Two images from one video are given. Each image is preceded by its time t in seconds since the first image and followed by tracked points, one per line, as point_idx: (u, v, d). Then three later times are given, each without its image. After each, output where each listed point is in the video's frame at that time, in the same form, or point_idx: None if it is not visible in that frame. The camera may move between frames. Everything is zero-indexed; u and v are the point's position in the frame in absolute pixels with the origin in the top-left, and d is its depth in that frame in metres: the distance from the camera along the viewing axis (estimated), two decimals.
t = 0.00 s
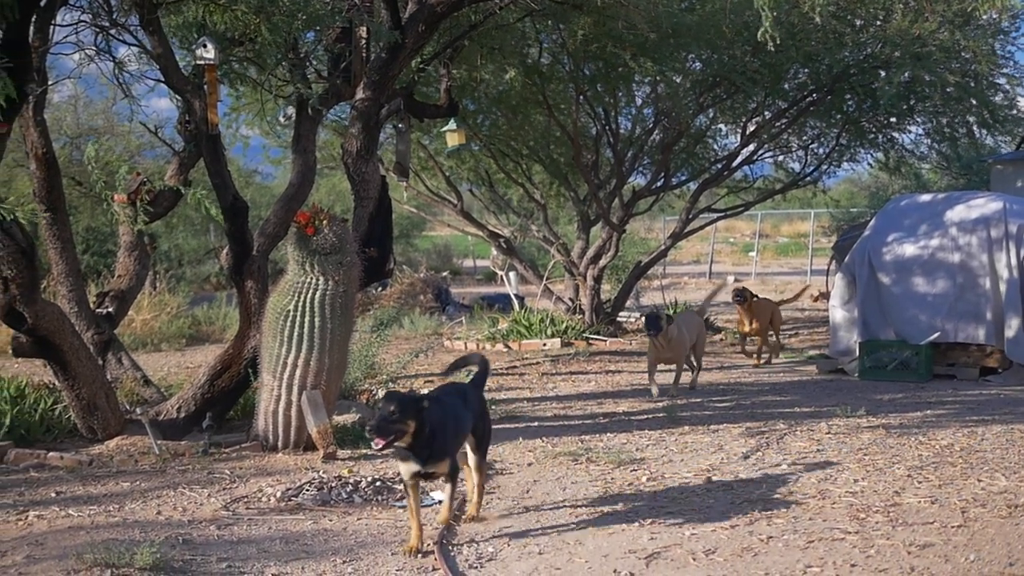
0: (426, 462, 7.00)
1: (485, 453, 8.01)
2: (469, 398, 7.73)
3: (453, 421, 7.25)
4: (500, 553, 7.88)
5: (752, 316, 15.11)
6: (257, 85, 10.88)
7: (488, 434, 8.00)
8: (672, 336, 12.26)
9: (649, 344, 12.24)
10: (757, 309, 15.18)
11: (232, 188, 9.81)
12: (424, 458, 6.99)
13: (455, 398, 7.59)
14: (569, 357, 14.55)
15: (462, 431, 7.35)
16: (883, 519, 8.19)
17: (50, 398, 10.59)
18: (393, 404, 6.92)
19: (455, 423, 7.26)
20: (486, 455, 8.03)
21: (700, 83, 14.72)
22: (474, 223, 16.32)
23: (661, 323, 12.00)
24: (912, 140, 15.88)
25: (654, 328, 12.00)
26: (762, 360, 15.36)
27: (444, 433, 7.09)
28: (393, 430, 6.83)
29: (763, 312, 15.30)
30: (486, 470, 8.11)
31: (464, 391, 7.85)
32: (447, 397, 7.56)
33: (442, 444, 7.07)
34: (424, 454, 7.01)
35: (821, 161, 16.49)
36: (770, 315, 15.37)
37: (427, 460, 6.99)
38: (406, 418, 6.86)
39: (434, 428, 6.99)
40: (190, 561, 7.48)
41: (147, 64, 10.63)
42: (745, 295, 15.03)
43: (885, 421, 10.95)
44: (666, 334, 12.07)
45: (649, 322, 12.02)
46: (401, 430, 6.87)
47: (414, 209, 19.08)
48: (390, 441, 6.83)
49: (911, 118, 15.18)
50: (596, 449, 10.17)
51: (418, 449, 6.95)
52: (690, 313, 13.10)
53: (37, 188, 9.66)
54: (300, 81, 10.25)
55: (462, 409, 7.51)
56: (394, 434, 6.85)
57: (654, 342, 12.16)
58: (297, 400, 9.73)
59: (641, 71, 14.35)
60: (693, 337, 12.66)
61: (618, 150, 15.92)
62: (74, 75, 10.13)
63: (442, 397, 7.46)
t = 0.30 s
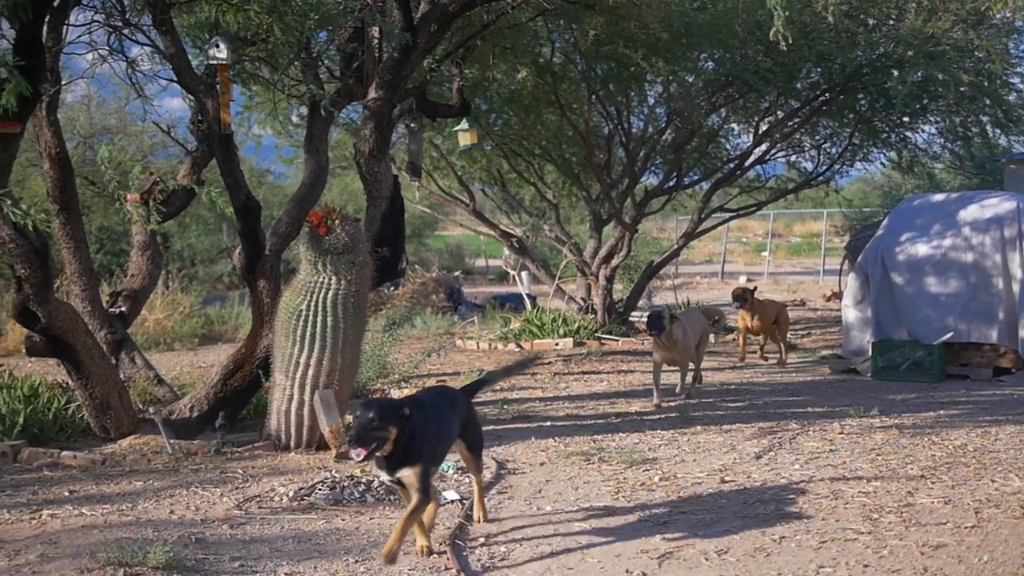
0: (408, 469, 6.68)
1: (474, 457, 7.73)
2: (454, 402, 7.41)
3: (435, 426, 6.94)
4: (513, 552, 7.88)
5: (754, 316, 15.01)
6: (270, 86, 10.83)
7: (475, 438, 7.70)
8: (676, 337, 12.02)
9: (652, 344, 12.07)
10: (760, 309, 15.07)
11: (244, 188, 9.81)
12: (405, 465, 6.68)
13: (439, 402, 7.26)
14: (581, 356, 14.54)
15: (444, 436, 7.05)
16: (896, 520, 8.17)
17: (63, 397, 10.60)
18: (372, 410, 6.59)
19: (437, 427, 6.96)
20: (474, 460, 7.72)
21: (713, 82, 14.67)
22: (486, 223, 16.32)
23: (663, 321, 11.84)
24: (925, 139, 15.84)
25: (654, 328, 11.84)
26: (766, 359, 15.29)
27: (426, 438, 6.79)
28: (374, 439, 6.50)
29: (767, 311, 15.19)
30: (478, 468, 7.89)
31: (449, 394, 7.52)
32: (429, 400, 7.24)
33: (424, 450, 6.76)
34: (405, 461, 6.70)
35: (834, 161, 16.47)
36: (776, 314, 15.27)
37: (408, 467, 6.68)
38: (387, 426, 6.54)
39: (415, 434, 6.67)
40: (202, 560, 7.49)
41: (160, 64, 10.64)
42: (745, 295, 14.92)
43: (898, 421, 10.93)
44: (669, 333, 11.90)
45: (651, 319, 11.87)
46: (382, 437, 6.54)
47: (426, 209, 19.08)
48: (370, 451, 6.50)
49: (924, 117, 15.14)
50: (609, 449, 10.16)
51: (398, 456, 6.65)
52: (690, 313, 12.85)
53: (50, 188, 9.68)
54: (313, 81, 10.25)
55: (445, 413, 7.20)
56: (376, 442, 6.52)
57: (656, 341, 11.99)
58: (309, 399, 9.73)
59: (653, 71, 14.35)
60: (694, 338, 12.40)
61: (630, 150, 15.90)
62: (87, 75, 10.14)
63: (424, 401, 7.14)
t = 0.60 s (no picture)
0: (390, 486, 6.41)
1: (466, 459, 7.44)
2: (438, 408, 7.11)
3: (419, 435, 6.64)
4: (528, 551, 7.90)
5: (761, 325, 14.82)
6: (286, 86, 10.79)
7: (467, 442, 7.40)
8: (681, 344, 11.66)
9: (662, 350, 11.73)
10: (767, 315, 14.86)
11: (260, 188, 9.84)
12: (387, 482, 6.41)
13: (421, 410, 6.94)
14: (596, 355, 14.53)
15: (430, 445, 6.75)
16: (913, 520, 8.15)
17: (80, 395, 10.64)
18: (346, 433, 6.26)
19: (421, 436, 6.66)
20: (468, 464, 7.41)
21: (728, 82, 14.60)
22: (501, 223, 16.32)
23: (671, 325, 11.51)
24: (941, 138, 15.79)
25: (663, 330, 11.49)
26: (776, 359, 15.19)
27: (409, 449, 6.50)
28: (352, 463, 6.19)
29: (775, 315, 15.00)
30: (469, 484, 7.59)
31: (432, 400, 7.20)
32: (409, 408, 6.92)
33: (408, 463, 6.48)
34: (386, 477, 6.43)
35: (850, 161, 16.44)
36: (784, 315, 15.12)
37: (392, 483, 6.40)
38: (363, 447, 6.23)
39: (394, 448, 6.38)
40: (219, 559, 7.50)
41: (176, 64, 10.66)
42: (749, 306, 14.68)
43: (915, 421, 10.90)
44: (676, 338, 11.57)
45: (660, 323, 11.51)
46: (360, 459, 6.24)
47: (441, 208, 19.08)
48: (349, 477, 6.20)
49: (940, 116, 15.08)
50: (624, 449, 10.16)
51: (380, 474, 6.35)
52: (698, 322, 12.51)
53: (68, 187, 9.71)
54: (328, 81, 10.25)
55: (430, 421, 6.88)
56: (353, 466, 6.22)
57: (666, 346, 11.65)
58: (325, 398, 9.77)
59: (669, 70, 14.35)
60: (702, 345, 12.15)
61: (645, 149, 15.87)
62: (104, 75, 10.16)
63: (405, 411, 6.83)
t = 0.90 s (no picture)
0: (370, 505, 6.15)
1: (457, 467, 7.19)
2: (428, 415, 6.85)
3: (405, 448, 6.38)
4: (552, 548, 7.93)
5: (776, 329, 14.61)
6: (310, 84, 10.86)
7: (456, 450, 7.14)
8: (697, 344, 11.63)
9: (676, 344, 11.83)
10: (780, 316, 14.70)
11: (284, 185, 9.86)
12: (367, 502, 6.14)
13: (407, 418, 6.68)
14: (619, 353, 14.52)
15: (417, 457, 6.50)
16: (938, 518, 8.12)
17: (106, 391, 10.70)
18: (324, 448, 5.98)
19: (408, 450, 6.39)
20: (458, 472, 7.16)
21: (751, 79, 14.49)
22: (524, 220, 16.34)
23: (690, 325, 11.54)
24: (966, 135, 15.69)
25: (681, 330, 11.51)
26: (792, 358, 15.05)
27: (395, 465, 6.24)
28: (328, 482, 5.91)
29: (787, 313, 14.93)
30: (456, 498, 7.33)
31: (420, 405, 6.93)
32: (397, 417, 6.66)
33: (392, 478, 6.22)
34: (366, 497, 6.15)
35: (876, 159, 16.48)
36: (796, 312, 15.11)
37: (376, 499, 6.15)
38: (342, 464, 5.95)
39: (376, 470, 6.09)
40: (244, 554, 7.54)
41: (200, 61, 10.67)
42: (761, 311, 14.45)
43: (940, 419, 10.86)
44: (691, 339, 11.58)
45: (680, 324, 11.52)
46: (336, 481, 5.95)
47: (465, 205, 19.10)
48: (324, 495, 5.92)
49: (965, 113, 14.99)
50: (649, 446, 10.16)
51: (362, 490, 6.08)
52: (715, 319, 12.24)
53: (92, 185, 9.79)
54: (352, 78, 10.28)
55: (418, 432, 6.63)
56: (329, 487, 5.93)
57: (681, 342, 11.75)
58: (349, 396, 9.75)
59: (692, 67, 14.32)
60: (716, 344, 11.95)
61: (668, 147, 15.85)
62: (129, 73, 10.19)
63: (392, 420, 6.57)
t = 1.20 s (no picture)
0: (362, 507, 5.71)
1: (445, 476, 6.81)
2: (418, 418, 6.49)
3: (396, 450, 6.00)
4: (589, 546, 7.94)
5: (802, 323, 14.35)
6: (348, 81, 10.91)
7: (449, 457, 6.75)
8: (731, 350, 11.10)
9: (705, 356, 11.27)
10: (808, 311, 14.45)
11: (321, 182, 9.89)
12: (359, 502, 5.71)
13: (397, 420, 6.30)
14: (656, 350, 14.48)
15: (409, 462, 6.11)
16: (979, 518, 8.05)
17: (145, 386, 10.72)
18: (317, 436, 5.63)
19: (401, 452, 6.01)
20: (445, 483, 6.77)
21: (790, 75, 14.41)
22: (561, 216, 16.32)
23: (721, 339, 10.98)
24: (1007, 132, 15.51)
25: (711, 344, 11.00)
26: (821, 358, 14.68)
27: (388, 465, 5.84)
28: (321, 470, 5.53)
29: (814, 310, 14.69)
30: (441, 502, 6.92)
31: (410, 407, 6.56)
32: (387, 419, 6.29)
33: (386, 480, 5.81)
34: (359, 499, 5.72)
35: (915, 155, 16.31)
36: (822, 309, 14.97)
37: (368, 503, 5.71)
38: (335, 453, 5.57)
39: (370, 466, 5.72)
40: (282, 550, 7.57)
41: (238, 58, 10.69)
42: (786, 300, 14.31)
43: (982, 418, 10.76)
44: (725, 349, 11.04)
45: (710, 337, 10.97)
46: (330, 470, 5.57)
47: (502, 202, 19.08)
48: (317, 485, 5.53)
49: (1006, 109, 14.81)
50: (686, 444, 10.14)
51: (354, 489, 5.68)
52: (745, 319, 11.68)
53: (132, 181, 9.80)
54: (390, 75, 10.33)
55: (409, 435, 6.25)
56: (321, 476, 5.54)
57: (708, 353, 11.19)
58: (386, 392, 9.79)
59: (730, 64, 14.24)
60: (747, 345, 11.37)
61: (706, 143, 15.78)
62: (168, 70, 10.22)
63: (381, 422, 6.20)
